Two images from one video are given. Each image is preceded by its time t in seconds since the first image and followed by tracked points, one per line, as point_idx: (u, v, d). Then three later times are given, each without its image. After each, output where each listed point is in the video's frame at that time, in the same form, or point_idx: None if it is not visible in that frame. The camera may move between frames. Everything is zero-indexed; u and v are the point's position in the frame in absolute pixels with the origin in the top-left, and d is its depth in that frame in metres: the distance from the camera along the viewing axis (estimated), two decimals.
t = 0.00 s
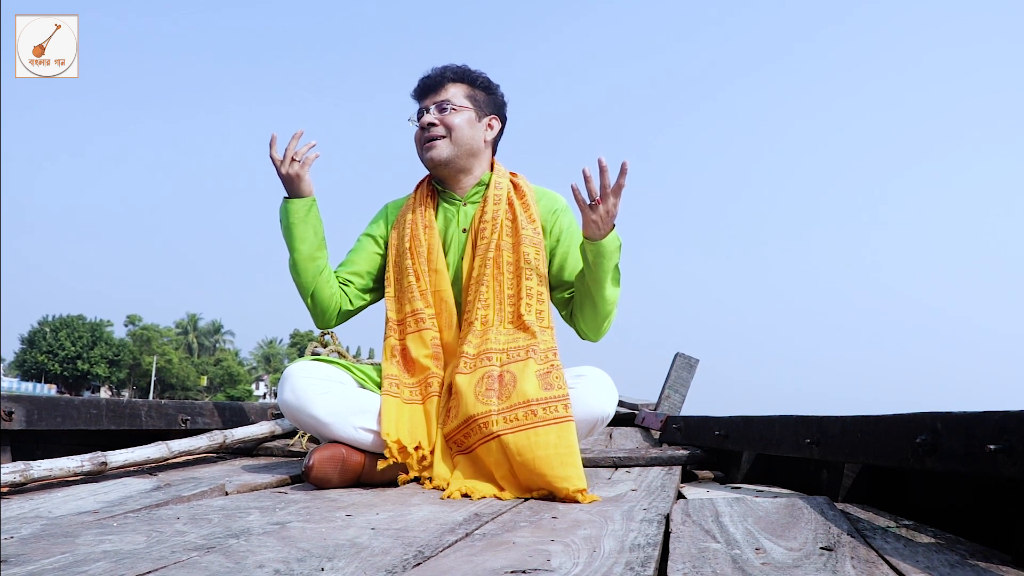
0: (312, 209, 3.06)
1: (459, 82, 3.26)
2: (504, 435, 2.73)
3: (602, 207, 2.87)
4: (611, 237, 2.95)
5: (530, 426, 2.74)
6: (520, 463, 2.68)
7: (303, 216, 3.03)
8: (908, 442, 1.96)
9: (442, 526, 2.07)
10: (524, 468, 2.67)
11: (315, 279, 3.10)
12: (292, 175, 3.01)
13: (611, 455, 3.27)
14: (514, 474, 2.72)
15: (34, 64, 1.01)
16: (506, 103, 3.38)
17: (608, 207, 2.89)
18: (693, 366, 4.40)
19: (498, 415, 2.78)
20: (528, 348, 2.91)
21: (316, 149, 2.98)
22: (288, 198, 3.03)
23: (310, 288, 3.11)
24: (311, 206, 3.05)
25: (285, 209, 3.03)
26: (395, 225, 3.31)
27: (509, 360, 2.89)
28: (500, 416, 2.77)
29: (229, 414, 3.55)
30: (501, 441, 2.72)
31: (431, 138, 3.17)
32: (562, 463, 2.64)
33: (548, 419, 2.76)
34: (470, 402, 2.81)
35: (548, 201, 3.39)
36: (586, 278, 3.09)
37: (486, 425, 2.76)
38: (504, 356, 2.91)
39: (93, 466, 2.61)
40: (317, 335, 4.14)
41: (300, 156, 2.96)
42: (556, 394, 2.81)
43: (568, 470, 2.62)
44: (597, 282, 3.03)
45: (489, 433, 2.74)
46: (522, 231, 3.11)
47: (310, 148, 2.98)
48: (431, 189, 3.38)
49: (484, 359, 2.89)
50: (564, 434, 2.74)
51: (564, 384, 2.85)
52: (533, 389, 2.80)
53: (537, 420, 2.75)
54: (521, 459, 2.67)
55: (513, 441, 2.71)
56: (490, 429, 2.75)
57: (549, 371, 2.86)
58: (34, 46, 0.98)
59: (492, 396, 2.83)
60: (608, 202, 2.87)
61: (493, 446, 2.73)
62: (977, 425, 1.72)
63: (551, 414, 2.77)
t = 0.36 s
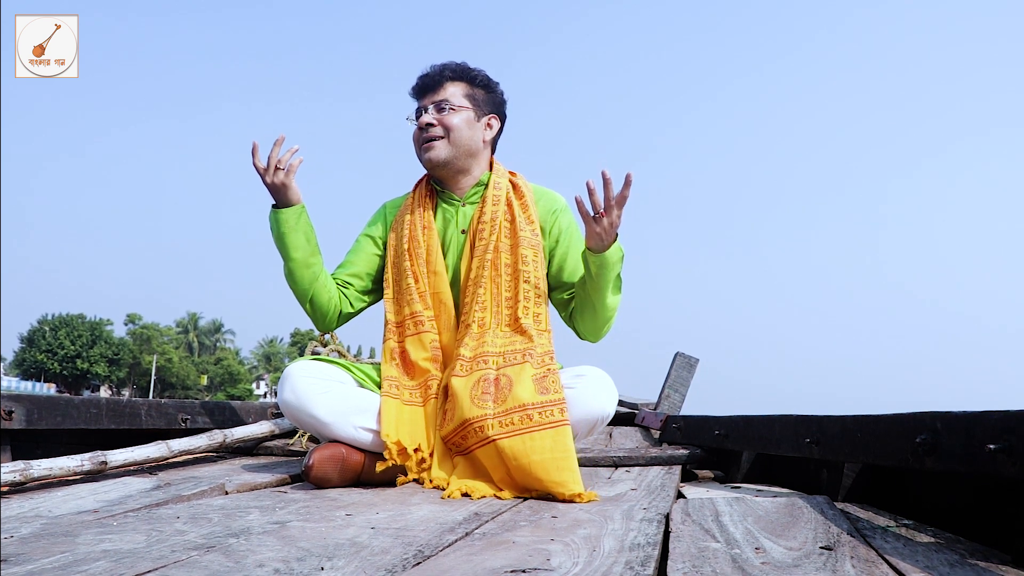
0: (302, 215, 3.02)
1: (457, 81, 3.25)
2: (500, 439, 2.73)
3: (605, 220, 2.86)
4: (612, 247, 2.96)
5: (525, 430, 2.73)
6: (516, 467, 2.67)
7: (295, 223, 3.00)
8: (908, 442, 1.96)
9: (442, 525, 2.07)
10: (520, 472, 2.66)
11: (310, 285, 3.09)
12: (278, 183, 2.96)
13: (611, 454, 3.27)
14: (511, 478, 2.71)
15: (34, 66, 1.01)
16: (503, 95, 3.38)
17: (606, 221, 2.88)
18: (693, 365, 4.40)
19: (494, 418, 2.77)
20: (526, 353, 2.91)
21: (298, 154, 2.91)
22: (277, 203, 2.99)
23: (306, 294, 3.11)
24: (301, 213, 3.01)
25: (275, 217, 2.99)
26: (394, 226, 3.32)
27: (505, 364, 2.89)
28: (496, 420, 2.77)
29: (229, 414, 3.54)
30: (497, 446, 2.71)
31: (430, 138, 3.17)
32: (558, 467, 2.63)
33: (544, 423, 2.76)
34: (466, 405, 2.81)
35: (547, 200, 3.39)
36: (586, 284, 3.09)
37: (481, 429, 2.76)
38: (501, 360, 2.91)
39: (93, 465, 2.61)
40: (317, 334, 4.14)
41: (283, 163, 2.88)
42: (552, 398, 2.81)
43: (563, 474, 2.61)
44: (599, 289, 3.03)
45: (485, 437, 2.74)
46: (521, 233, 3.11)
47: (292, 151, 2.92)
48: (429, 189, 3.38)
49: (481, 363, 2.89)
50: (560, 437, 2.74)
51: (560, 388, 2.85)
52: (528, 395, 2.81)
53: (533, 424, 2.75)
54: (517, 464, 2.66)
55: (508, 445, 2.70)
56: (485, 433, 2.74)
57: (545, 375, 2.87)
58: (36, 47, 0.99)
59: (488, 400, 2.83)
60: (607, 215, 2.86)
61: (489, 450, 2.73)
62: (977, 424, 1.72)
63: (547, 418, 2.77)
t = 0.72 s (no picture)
0: (291, 232, 2.98)
1: (463, 82, 3.24)
2: (496, 444, 2.73)
3: (613, 266, 2.91)
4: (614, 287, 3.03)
5: (522, 434, 2.74)
6: (512, 472, 2.67)
7: (284, 242, 2.96)
8: (908, 442, 1.96)
9: (442, 524, 2.07)
10: (517, 476, 2.66)
11: (311, 298, 3.10)
12: (261, 206, 2.90)
13: (611, 454, 3.27)
14: (507, 483, 2.71)
15: (35, 66, 1.01)
16: (508, 95, 3.36)
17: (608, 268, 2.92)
18: (693, 365, 4.40)
19: (490, 424, 2.78)
20: (527, 362, 2.94)
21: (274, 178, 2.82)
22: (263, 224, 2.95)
23: (309, 305, 3.12)
24: (291, 231, 2.97)
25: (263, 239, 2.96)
26: (396, 226, 3.31)
27: (503, 373, 2.92)
28: (493, 426, 2.78)
29: (230, 413, 3.54)
30: (492, 450, 2.72)
31: (433, 140, 3.17)
32: (555, 470, 2.63)
33: (541, 427, 2.76)
34: (462, 409, 2.81)
35: (549, 203, 3.39)
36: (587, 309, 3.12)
37: (478, 433, 2.76)
38: (499, 368, 2.93)
39: (93, 464, 2.61)
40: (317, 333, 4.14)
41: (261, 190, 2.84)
42: (549, 401, 2.83)
43: (561, 477, 2.61)
44: (604, 318, 3.08)
45: (481, 442, 2.74)
46: (522, 239, 3.11)
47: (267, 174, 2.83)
48: (431, 190, 3.37)
49: (479, 368, 2.90)
50: (557, 441, 2.74)
51: (558, 393, 2.86)
52: (526, 402, 2.82)
53: (530, 428, 2.76)
54: (513, 468, 2.67)
55: (504, 450, 2.70)
56: (481, 438, 2.74)
57: (542, 381, 2.90)
58: (37, 47, 0.98)
59: (485, 407, 2.84)
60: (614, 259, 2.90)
61: (485, 455, 2.73)
62: (977, 423, 1.72)
63: (544, 422, 2.77)
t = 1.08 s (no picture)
0: (295, 243, 2.96)
1: (478, 85, 3.23)
2: (496, 444, 2.73)
3: (607, 306, 2.92)
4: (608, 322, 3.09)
5: (522, 434, 2.74)
6: (512, 472, 2.67)
7: (287, 254, 2.95)
8: (908, 441, 1.96)
9: (442, 523, 2.07)
10: (517, 476, 2.66)
11: (318, 304, 3.10)
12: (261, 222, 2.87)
13: (611, 453, 3.27)
14: (507, 483, 2.71)
15: (35, 66, 1.01)
16: (522, 100, 3.36)
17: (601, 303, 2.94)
18: (693, 363, 4.40)
19: (490, 426, 2.78)
20: (528, 367, 2.97)
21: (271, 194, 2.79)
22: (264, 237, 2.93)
23: (316, 310, 3.13)
24: (295, 243, 2.95)
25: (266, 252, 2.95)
26: (402, 223, 3.31)
27: (505, 378, 2.94)
28: (493, 427, 2.78)
29: (230, 412, 3.54)
30: (492, 451, 2.71)
31: (444, 145, 3.17)
32: (555, 470, 2.62)
33: (540, 427, 2.76)
34: (463, 409, 2.81)
35: (556, 207, 3.37)
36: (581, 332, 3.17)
37: (477, 433, 2.76)
38: (501, 374, 2.95)
39: (93, 464, 2.60)
40: (317, 333, 4.14)
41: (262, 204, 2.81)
42: (548, 402, 2.83)
43: (561, 476, 2.61)
44: (601, 344, 3.13)
45: (480, 442, 2.74)
46: (528, 243, 3.11)
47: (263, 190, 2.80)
48: (438, 189, 3.37)
49: (482, 372, 2.92)
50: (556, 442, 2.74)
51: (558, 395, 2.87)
52: (526, 404, 2.82)
53: (530, 428, 2.76)
54: (513, 468, 2.66)
55: (504, 450, 2.70)
56: (481, 439, 2.74)
57: (542, 384, 2.90)
58: (36, 47, 0.98)
59: (486, 409, 2.85)
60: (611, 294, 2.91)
61: (484, 455, 2.73)
62: (977, 422, 1.72)
63: (543, 422, 2.78)
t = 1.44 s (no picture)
0: (298, 219, 2.93)
1: (502, 85, 3.25)
2: (496, 443, 2.73)
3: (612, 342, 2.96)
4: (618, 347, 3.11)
5: (522, 433, 2.74)
6: (512, 470, 2.67)
7: (290, 232, 2.92)
8: (908, 439, 1.97)
9: (443, 522, 2.07)
10: (517, 475, 2.66)
11: (318, 283, 3.06)
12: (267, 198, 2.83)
13: (611, 451, 3.27)
14: (506, 482, 2.72)
15: (35, 66, 1.00)
16: (544, 104, 3.38)
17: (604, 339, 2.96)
18: (693, 362, 4.39)
19: (491, 426, 2.79)
20: (530, 367, 2.97)
21: (275, 166, 2.76)
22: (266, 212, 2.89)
23: (314, 291, 3.09)
24: (299, 219, 2.93)
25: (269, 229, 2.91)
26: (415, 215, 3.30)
27: (508, 378, 2.94)
28: (494, 427, 2.78)
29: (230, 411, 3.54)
30: (492, 449, 2.71)
31: (461, 140, 3.17)
32: (555, 469, 2.62)
33: (540, 426, 2.76)
34: (464, 406, 2.81)
35: (566, 212, 3.38)
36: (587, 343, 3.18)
37: (478, 431, 2.76)
38: (503, 374, 2.95)
39: (93, 463, 2.60)
40: (317, 332, 4.14)
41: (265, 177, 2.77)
42: (547, 400, 2.83)
43: (561, 474, 2.61)
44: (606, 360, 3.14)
45: (480, 440, 2.74)
46: (538, 246, 3.12)
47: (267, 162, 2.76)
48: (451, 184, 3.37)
49: (484, 371, 2.92)
50: (556, 441, 2.74)
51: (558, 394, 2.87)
52: (528, 404, 2.82)
53: (530, 427, 2.76)
54: (513, 466, 2.66)
55: (504, 449, 2.70)
56: (481, 437, 2.75)
57: (542, 383, 2.90)
58: (36, 48, 0.98)
59: (487, 409, 2.85)
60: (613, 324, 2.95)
61: (484, 453, 2.73)
62: (977, 420, 1.72)
63: (542, 421, 2.78)
